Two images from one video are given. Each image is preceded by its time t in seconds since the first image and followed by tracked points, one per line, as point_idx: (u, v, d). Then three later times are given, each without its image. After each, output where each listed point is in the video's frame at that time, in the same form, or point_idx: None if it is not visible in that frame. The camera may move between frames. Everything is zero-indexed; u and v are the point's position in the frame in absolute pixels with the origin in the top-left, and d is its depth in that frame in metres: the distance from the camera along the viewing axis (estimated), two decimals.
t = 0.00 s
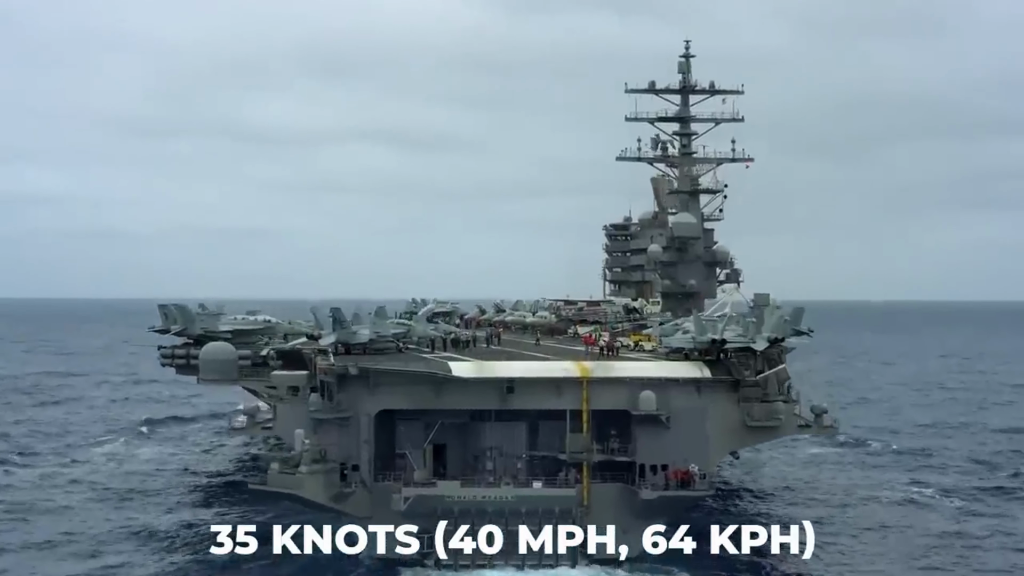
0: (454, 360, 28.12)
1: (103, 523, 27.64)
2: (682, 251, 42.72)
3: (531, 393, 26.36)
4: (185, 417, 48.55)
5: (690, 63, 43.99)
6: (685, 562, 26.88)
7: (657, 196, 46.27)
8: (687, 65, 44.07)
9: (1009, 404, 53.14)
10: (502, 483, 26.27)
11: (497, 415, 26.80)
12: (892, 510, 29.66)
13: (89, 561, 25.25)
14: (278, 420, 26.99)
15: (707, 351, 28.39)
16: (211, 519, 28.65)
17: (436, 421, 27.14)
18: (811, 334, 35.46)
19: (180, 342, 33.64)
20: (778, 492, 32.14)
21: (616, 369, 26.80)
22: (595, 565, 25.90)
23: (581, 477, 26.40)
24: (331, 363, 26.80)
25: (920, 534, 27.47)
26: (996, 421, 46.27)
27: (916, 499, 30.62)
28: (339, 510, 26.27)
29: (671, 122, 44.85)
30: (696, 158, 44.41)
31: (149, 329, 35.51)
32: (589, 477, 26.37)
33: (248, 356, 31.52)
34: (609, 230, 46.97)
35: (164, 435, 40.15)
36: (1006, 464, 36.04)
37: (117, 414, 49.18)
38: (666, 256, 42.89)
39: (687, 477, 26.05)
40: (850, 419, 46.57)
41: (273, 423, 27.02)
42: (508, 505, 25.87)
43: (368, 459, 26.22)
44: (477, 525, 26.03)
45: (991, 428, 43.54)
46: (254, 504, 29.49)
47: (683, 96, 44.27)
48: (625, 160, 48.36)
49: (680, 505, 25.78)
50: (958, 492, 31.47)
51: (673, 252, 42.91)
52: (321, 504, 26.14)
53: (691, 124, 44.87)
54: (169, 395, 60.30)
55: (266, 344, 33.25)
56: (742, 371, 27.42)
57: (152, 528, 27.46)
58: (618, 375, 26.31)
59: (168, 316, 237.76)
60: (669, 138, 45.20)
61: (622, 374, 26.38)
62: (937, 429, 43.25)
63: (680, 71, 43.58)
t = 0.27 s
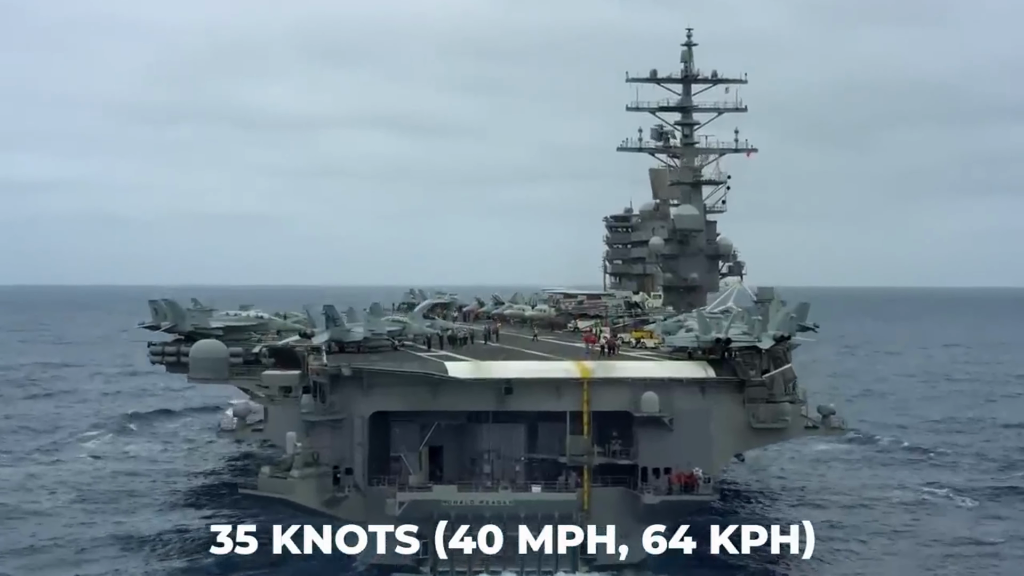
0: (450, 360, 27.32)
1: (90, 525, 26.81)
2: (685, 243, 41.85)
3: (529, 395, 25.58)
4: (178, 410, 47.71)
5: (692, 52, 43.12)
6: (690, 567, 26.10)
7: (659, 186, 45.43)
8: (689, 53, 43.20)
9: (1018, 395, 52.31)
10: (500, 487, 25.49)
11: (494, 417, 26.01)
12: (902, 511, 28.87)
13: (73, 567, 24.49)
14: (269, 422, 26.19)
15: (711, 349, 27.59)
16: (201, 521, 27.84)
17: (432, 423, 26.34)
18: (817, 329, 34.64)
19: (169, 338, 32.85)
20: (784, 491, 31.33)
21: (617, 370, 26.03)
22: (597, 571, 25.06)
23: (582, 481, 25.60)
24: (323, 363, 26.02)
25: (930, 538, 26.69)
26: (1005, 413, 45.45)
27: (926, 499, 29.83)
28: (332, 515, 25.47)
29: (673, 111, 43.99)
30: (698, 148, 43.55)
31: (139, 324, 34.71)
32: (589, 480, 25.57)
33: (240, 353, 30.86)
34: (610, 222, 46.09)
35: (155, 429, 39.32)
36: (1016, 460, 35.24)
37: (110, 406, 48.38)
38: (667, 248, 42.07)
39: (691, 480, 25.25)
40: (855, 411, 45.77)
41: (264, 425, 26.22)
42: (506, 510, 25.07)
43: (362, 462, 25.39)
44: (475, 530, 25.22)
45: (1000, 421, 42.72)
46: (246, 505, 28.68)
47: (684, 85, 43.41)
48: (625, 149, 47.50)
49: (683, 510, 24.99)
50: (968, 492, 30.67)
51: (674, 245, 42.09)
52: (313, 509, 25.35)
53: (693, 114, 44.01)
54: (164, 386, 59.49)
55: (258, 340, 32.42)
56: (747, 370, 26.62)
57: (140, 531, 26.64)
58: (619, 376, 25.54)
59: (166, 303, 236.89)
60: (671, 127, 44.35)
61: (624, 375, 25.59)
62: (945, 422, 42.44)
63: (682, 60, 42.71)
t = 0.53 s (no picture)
0: (446, 361, 26.41)
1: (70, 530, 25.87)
2: (687, 236, 40.91)
3: (527, 398, 24.66)
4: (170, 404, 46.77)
5: (694, 40, 42.18)
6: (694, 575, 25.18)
7: (660, 178, 44.49)
8: (691, 42, 42.26)
9: None
10: (496, 494, 24.57)
11: (491, 420, 25.09)
12: (913, 515, 27.98)
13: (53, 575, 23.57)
14: (258, 426, 25.25)
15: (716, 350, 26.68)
16: (188, 526, 26.91)
17: (427, 427, 25.43)
18: (823, 325, 33.72)
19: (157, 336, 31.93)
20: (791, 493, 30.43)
21: (618, 372, 25.13)
22: None
23: (582, 487, 24.68)
24: (314, 364, 25.09)
25: (943, 545, 25.77)
26: (1015, 407, 44.53)
27: (938, 502, 28.94)
28: (323, 522, 24.54)
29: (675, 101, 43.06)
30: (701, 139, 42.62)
31: (126, 321, 33.79)
32: (590, 487, 24.66)
33: (230, 353, 30.00)
34: (610, 214, 45.20)
35: (144, 427, 38.38)
36: None
37: (102, 401, 47.46)
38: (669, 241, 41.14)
39: (695, 486, 24.34)
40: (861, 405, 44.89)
41: (253, 429, 25.28)
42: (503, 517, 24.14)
43: (354, 468, 24.48)
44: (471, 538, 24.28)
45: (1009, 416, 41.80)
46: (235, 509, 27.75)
47: (687, 75, 42.48)
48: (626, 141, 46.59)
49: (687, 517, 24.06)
50: (980, 493, 29.75)
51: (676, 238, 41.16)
52: (303, 516, 24.41)
53: (696, 104, 43.07)
54: (158, 380, 58.56)
55: (248, 338, 31.48)
56: (753, 371, 25.66)
57: (124, 538, 25.71)
58: (620, 379, 24.65)
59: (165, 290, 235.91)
60: (673, 118, 43.42)
61: (625, 377, 24.67)
62: (953, 417, 41.56)
63: (684, 49, 41.78)
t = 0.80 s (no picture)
0: (441, 361, 25.66)
1: (53, 533, 25.12)
2: (687, 230, 40.16)
3: (524, 400, 23.91)
4: (163, 398, 46.04)
5: (696, 30, 41.39)
6: None
7: (661, 170, 43.73)
8: (693, 32, 41.48)
9: None
10: (492, 499, 23.81)
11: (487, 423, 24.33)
12: (921, 518, 27.24)
13: None
14: (246, 428, 24.49)
15: (719, 349, 25.93)
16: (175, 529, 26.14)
17: (421, 429, 24.67)
18: (827, 322, 32.97)
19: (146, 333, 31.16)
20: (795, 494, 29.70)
21: (617, 373, 24.38)
22: None
23: (581, 491, 23.92)
24: (304, 365, 24.32)
25: (953, 551, 25.03)
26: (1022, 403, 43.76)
27: (945, 504, 28.21)
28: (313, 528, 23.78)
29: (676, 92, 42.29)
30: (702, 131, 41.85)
31: (115, 317, 33.02)
32: (589, 491, 23.92)
33: (219, 351, 29.29)
34: (610, 206, 44.44)
35: (135, 423, 37.66)
36: None
37: (93, 394, 46.67)
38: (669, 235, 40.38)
39: (697, 491, 23.59)
40: (865, 400, 44.17)
41: (241, 432, 24.52)
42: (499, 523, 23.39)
43: (345, 472, 23.73)
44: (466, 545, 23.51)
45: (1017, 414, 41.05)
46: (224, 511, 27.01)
47: (688, 65, 41.70)
48: (625, 132, 45.83)
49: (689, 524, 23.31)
50: (990, 496, 28.99)
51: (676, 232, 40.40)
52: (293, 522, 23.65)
53: (697, 95, 42.30)
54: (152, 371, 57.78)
55: (239, 335, 30.74)
56: (757, 372, 24.87)
57: (109, 541, 24.95)
58: (620, 380, 23.90)
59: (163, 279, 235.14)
60: (674, 109, 42.65)
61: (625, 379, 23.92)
62: (959, 413, 40.83)
63: (686, 39, 41.00)
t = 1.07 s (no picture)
0: (435, 362, 24.93)
1: (35, 538, 24.38)
2: (688, 225, 39.40)
3: (522, 403, 23.18)
4: (155, 395, 45.24)
5: (697, 21, 40.65)
6: None
7: (661, 163, 43.00)
8: (694, 23, 40.75)
9: None
10: (488, 505, 23.08)
11: (483, 426, 23.61)
12: (930, 522, 26.52)
13: None
14: (235, 432, 23.76)
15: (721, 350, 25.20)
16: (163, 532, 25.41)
17: (415, 433, 23.95)
18: (832, 320, 32.25)
19: (134, 331, 30.39)
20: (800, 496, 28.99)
21: (617, 375, 23.66)
22: None
23: (579, 497, 23.19)
24: (295, 368, 23.59)
25: (964, 558, 24.31)
26: None
27: (954, 506, 27.48)
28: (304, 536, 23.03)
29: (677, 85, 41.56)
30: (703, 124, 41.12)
31: (103, 315, 32.27)
32: (588, 497, 23.20)
33: (209, 350, 28.58)
34: (609, 200, 43.70)
35: (125, 420, 36.94)
36: None
37: (84, 391, 45.86)
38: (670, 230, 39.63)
39: (700, 498, 22.90)
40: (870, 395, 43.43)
41: (230, 435, 23.79)
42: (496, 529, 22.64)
43: (337, 477, 22.99)
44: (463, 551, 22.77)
45: None
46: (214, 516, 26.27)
47: (689, 57, 40.97)
48: (625, 124, 45.06)
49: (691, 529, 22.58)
50: (1001, 498, 28.27)
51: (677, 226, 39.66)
52: (282, 529, 22.90)
53: (698, 87, 41.56)
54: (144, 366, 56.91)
55: (229, 334, 30.02)
56: (760, 374, 24.09)
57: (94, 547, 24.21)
58: (620, 383, 23.18)
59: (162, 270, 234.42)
60: (674, 102, 41.93)
61: (626, 382, 23.21)
62: (966, 409, 40.10)
63: (687, 30, 40.26)
